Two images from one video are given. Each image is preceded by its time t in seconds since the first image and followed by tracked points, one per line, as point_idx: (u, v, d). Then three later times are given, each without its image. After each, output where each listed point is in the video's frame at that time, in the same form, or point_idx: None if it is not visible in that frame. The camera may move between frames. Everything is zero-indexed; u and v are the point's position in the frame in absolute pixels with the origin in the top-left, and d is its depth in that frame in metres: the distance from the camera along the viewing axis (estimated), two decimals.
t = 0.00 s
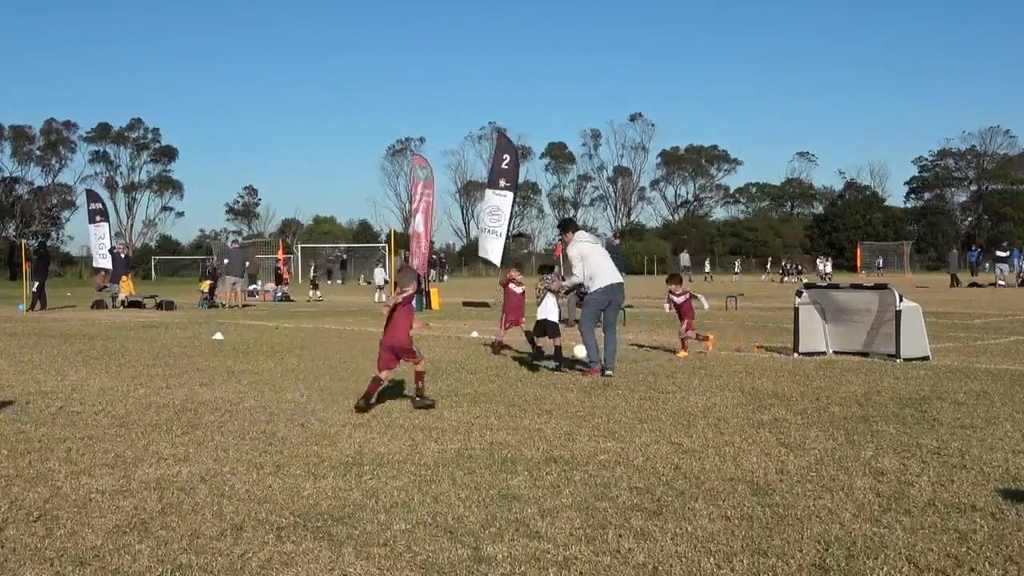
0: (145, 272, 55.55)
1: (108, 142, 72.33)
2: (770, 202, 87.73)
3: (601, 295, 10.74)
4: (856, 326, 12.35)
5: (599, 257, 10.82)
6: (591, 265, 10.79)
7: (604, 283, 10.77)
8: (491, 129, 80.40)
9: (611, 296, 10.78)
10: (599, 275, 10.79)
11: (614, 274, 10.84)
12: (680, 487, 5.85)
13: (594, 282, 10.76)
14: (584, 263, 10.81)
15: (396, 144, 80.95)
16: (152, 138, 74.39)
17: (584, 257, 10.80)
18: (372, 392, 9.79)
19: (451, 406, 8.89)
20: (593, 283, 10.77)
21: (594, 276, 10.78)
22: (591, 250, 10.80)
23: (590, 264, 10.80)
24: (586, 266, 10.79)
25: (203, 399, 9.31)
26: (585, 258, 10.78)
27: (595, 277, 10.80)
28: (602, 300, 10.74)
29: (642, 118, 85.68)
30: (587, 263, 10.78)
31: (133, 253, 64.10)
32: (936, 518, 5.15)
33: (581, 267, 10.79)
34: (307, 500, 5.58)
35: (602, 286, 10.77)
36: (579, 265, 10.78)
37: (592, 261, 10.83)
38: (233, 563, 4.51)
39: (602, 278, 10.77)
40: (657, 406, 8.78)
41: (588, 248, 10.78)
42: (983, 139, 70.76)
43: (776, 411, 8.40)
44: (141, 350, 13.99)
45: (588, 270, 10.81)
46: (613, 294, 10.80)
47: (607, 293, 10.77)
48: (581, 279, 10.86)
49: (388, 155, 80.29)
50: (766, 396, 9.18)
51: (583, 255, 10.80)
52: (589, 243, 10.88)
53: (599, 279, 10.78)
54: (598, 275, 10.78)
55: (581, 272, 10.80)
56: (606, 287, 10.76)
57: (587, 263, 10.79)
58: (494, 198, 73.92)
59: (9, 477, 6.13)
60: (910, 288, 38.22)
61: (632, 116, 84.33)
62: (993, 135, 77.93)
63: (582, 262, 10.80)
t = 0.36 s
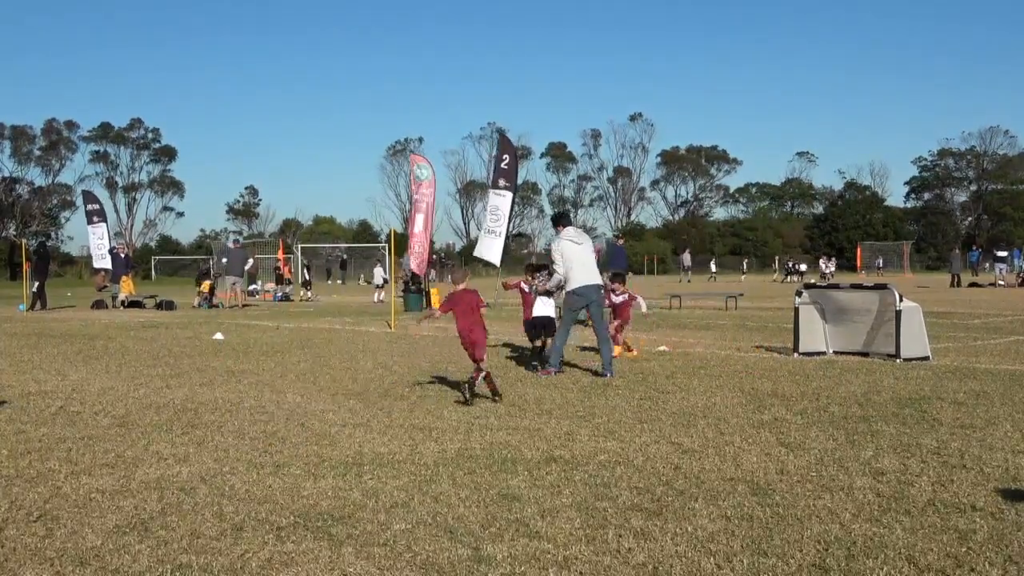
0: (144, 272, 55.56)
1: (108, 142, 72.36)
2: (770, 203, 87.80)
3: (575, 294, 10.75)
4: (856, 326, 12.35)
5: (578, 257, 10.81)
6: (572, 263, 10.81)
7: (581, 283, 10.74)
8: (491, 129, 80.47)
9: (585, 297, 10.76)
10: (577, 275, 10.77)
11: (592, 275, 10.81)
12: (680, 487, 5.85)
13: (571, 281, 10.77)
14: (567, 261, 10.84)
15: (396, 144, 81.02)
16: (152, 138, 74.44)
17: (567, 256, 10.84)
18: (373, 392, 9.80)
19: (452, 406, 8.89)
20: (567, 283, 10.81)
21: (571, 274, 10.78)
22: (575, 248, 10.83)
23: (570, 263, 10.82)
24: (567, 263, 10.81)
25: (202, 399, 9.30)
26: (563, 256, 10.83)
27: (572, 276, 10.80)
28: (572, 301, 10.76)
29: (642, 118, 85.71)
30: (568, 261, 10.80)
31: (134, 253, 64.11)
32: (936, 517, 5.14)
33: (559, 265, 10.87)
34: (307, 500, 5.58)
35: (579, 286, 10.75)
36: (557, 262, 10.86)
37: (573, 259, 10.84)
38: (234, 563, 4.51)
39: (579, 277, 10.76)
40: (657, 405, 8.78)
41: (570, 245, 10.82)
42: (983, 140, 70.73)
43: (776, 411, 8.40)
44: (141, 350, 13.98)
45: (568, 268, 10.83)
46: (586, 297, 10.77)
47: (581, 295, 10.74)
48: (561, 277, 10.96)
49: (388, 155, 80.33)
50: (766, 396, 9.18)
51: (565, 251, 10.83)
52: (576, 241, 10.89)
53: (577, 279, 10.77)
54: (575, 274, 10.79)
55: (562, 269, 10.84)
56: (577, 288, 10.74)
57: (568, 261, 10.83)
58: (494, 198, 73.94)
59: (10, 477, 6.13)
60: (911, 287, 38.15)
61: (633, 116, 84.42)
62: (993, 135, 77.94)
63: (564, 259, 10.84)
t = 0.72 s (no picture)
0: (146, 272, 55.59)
1: (110, 141, 72.44)
2: (772, 202, 87.73)
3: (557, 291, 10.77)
4: (859, 325, 12.32)
5: (561, 254, 10.82)
6: (554, 260, 10.83)
7: (563, 280, 10.75)
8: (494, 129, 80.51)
9: (567, 295, 10.77)
10: (558, 272, 10.78)
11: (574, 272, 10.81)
12: (683, 486, 5.85)
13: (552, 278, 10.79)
14: (550, 258, 10.86)
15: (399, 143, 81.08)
16: (155, 137, 74.52)
17: (549, 252, 10.86)
18: (375, 391, 9.80)
19: (456, 405, 8.87)
20: (548, 279, 10.86)
21: (553, 272, 10.80)
22: (559, 245, 10.85)
23: (554, 259, 10.84)
24: (550, 260, 10.84)
25: (205, 399, 9.30)
26: (546, 252, 10.85)
27: (554, 273, 10.83)
28: (551, 299, 10.81)
29: (645, 118, 85.67)
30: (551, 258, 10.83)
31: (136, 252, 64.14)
32: (939, 517, 5.14)
33: (542, 261, 10.92)
34: (310, 499, 5.58)
35: (560, 284, 10.76)
36: (540, 257, 10.91)
37: (556, 255, 10.85)
38: (236, 562, 4.51)
39: (561, 275, 10.77)
40: (661, 405, 8.76)
41: (554, 242, 10.84)
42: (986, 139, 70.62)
43: (780, 410, 8.38)
44: (144, 350, 13.99)
45: (550, 265, 10.85)
46: (567, 295, 10.78)
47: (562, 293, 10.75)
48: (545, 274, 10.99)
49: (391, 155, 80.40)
50: (769, 395, 9.16)
51: (549, 248, 10.86)
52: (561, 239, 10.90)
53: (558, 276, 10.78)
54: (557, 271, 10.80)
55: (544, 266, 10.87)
56: (555, 285, 10.78)
57: (551, 258, 10.85)
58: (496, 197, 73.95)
59: (12, 476, 6.14)
60: (915, 287, 38.03)
61: (635, 116, 84.42)
62: (996, 134, 77.89)
63: (547, 256, 10.87)
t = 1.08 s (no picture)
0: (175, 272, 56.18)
1: (140, 141, 73.27)
2: (800, 202, 87.19)
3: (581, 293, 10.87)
4: (889, 325, 12.25)
5: (587, 255, 10.87)
6: (581, 261, 10.90)
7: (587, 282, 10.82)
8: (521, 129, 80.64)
9: (590, 297, 10.84)
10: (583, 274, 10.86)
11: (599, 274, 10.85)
12: (712, 487, 5.87)
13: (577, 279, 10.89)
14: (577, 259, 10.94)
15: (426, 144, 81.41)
16: (185, 137, 75.29)
17: (577, 252, 10.93)
18: (403, 391, 9.87)
19: (485, 405, 8.92)
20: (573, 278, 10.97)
21: (578, 272, 10.88)
22: (586, 246, 10.90)
23: (580, 259, 10.90)
24: (577, 261, 10.91)
25: (235, 398, 9.42)
26: (574, 253, 10.94)
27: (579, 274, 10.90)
28: (575, 299, 10.92)
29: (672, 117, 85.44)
30: (578, 259, 10.91)
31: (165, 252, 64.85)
32: (970, 518, 5.13)
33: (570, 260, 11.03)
34: (340, 499, 5.65)
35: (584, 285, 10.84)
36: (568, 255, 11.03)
37: (582, 256, 10.91)
38: (266, 562, 4.58)
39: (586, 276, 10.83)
40: (691, 405, 8.78)
41: (582, 243, 10.90)
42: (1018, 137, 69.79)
43: (809, 411, 8.37)
44: (173, 349, 14.18)
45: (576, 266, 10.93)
46: (591, 296, 10.86)
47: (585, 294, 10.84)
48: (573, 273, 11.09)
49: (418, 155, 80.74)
50: (798, 396, 9.14)
51: (577, 248, 10.93)
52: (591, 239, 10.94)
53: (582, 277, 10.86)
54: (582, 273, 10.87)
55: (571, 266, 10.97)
56: (578, 285, 10.86)
57: (578, 258, 10.92)
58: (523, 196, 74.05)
59: (45, 475, 6.26)
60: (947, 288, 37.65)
61: (663, 115, 84.22)
62: None
63: (574, 257, 10.95)
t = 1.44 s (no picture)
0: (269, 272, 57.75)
1: (235, 142, 75.47)
2: (897, 200, 84.88)
3: (690, 293, 10.89)
4: (988, 326, 11.95)
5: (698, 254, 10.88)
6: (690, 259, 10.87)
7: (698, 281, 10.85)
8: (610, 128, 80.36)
9: (698, 298, 10.89)
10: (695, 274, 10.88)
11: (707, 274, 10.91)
12: (805, 489, 5.88)
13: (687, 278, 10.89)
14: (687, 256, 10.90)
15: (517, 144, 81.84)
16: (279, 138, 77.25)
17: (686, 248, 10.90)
18: (490, 390, 10.06)
19: (574, 404, 9.06)
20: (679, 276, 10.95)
21: (689, 271, 10.87)
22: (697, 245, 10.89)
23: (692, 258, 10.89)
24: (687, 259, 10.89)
25: (328, 396, 9.76)
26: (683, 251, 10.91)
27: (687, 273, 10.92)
28: (683, 297, 10.92)
29: (765, 114, 84.05)
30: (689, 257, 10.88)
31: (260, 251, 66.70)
32: None
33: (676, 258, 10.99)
34: (430, 496, 5.86)
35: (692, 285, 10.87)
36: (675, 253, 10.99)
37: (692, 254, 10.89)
38: (359, 558, 4.81)
39: (696, 276, 10.87)
40: (781, 406, 8.76)
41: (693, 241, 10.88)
42: None
43: (903, 412, 8.28)
44: (266, 347, 14.69)
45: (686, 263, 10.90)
46: (698, 296, 10.90)
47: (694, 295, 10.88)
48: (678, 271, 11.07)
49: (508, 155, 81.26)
50: (892, 398, 9.03)
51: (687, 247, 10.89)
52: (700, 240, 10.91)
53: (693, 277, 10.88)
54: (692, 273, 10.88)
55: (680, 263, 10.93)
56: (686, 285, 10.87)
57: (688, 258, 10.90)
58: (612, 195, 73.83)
59: (144, 470, 6.63)
60: None
61: (756, 112, 82.90)
62: None
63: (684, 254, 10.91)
